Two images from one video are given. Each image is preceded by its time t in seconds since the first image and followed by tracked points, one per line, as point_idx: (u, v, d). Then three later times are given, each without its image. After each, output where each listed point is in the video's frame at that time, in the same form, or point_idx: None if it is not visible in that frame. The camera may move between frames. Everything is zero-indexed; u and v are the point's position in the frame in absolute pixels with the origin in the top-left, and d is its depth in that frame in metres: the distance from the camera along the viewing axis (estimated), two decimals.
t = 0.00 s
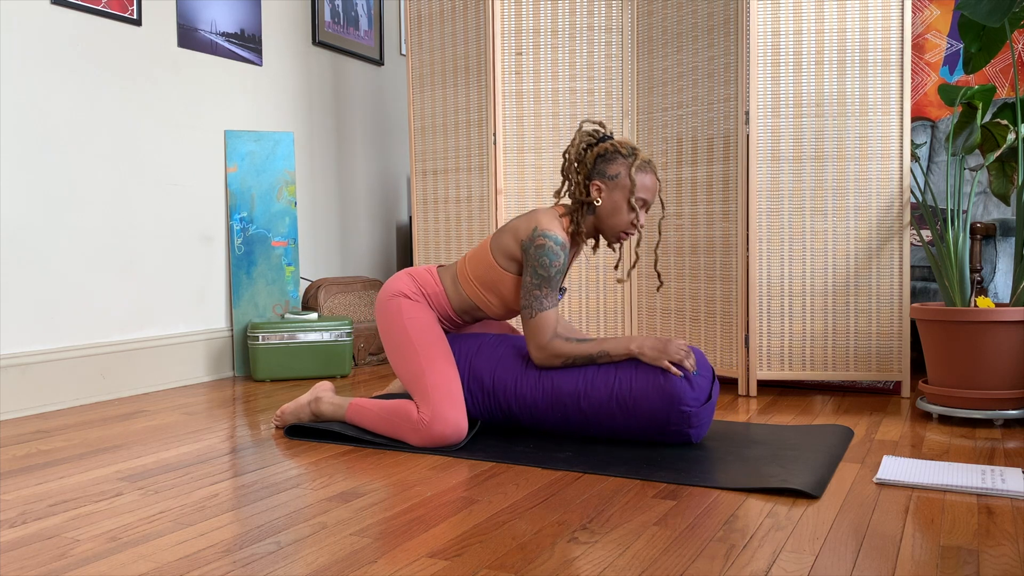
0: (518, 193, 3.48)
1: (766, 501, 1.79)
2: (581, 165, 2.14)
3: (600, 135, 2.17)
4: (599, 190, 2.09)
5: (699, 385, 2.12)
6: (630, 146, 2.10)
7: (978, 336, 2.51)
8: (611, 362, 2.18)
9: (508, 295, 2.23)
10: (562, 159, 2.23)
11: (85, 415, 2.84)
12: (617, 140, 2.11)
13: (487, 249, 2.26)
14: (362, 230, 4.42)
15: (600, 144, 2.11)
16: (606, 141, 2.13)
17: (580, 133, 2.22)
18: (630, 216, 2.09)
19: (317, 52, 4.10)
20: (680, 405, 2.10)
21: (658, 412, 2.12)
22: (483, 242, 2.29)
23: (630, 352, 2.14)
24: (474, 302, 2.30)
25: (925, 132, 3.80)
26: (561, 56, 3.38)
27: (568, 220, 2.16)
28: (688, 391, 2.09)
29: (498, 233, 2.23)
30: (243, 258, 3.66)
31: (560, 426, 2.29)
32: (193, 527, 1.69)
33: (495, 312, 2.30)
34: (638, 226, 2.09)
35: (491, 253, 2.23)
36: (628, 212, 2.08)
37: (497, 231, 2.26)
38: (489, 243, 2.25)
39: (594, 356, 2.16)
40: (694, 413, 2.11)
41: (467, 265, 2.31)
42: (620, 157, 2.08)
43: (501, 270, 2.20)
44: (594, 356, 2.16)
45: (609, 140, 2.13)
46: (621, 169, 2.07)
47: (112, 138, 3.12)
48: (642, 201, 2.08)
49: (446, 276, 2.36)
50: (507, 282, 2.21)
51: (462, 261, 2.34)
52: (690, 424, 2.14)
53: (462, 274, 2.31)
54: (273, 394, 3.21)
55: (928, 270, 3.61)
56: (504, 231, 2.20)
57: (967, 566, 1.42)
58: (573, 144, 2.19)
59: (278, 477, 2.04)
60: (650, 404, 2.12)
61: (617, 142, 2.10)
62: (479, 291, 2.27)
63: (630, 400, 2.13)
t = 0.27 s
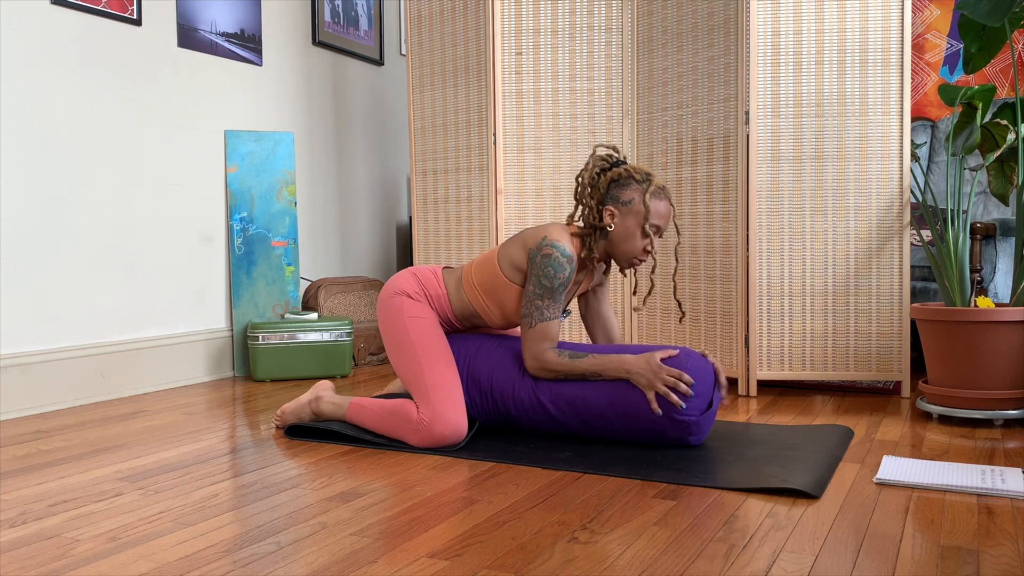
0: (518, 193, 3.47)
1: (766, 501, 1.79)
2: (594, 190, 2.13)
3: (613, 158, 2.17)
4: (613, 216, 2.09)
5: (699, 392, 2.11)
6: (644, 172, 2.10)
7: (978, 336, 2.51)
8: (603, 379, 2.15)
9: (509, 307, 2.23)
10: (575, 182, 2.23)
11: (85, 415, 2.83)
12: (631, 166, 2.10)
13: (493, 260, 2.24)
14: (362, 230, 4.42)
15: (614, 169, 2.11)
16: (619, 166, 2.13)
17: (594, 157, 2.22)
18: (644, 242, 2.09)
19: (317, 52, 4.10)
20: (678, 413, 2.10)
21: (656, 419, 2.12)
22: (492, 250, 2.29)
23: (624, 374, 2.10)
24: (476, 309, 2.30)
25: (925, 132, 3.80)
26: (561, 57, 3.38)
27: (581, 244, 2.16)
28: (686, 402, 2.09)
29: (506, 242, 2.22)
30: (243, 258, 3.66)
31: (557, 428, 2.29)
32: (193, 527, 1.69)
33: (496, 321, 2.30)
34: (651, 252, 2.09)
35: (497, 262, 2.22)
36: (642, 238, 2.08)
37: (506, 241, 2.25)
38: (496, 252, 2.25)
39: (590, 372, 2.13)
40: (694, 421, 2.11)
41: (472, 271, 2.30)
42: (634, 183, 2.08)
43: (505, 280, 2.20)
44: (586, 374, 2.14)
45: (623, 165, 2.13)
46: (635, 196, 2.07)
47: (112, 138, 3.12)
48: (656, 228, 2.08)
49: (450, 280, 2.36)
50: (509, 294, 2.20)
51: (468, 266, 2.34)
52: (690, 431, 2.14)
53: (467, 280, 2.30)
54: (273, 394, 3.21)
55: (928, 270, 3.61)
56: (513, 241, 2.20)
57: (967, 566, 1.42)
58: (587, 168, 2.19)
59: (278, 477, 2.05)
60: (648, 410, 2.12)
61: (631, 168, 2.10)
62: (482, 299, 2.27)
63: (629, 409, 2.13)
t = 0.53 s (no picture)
0: (518, 193, 3.47)
1: (766, 501, 1.79)
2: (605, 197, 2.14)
3: (624, 169, 2.19)
4: (625, 223, 2.09)
5: (689, 383, 2.11)
6: (654, 178, 2.11)
7: (977, 336, 2.51)
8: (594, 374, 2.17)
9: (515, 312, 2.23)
10: (586, 191, 2.24)
11: (85, 416, 2.83)
12: (642, 173, 2.11)
13: (506, 265, 2.23)
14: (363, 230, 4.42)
15: (624, 177, 2.12)
16: (630, 174, 2.14)
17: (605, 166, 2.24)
18: (657, 248, 2.08)
19: (317, 52, 4.10)
20: (669, 409, 2.10)
21: (648, 415, 2.12)
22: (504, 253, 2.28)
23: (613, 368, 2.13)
24: (483, 311, 2.30)
25: (925, 132, 3.81)
26: (561, 57, 3.38)
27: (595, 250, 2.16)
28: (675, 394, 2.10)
29: (519, 246, 2.21)
30: (243, 258, 3.66)
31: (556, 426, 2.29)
32: (193, 527, 1.69)
33: (502, 325, 2.30)
34: (665, 258, 2.08)
35: (507, 266, 2.21)
36: (654, 244, 2.07)
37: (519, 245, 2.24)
38: (508, 256, 2.24)
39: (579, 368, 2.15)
40: (683, 413, 2.11)
41: (483, 273, 2.30)
42: (645, 190, 2.08)
43: (514, 284, 2.19)
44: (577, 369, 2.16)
45: (633, 173, 2.14)
46: (646, 201, 2.07)
47: (112, 137, 3.12)
48: (668, 233, 2.07)
49: (461, 281, 2.36)
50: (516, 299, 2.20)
51: (480, 268, 2.33)
52: (681, 424, 2.13)
53: (478, 282, 2.30)
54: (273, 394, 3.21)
55: (928, 270, 3.61)
56: (525, 246, 2.19)
57: (967, 566, 1.42)
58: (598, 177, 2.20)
59: (278, 477, 2.04)
60: (640, 407, 2.12)
61: (641, 175, 2.11)
62: (490, 302, 2.27)
63: (623, 404, 2.14)
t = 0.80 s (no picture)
0: (518, 193, 3.47)
1: (766, 501, 1.79)
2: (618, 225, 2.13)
3: (635, 196, 2.18)
4: (638, 251, 2.08)
5: (697, 391, 2.12)
6: (666, 207, 2.10)
7: (977, 336, 2.51)
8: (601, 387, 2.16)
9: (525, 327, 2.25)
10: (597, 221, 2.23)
11: (85, 416, 2.83)
12: (653, 201, 2.11)
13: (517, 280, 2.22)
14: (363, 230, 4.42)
15: (636, 206, 2.12)
16: (642, 201, 2.13)
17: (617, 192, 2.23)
18: (671, 276, 2.08)
19: (317, 52, 4.10)
20: (675, 412, 2.11)
21: (652, 418, 2.13)
22: (515, 266, 2.28)
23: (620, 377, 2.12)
24: (489, 320, 2.31)
25: (925, 132, 3.81)
26: (561, 57, 3.37)
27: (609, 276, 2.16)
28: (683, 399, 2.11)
29: (532, 262, 2.21)
30: (243, 258, 3.66)
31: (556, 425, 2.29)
32: (193, 527, 1.69)
33: (505, 334, 2.32)
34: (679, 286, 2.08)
35: (519, 281, 2.21)
36: (668, 272, 2.08)
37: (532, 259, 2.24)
38: (520, 270, 2.24)
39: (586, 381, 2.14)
40: (689, 419, 2.12)
41: (492, 284, 2.30)
42: (658, 218, 2.08)
43: (525, 300, 2.20)
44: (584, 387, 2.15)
45: (646, 200, 2.13)
46: (659, 230, 2.07)
47: (112, 137, 3.12)
48: (681, 262, 2.07)
49: (470, 286, 2.35)
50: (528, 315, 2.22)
51: (490, 276, 2.33)
52: (684, 429, 2.14)
53: (487, 291, 2.30)
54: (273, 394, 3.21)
55: (928, 270, 3.61)
56: (538, 263, 2.19)
57: (967, 566, 1.42)
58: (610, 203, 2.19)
59: (278, 477, 2.05)
60: (646, 410, 2.13)
61: (654, 203, 2.10)
62: (496, 313, 2.28)
63: (628, 407, 2.15)
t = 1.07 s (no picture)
0: (518, 193, 3.47)
1: (766, 501, 1.79)
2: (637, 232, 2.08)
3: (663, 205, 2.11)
4: (646, 266, 2.06)
5: (698, 391, 2.12)
6: (690, 233, 2.06)
7: (977, 336, 2.51)
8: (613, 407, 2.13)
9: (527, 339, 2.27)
10: (619, 211, 2.17)
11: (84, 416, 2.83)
12: (681, 223, 2.06)
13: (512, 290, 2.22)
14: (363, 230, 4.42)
15: (662, 221, 2.05)
16: (668, 216, 2.08)
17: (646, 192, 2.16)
18: (664, 296, 2.10)
19: (318, 52, 4.10)
20: (676, 413, 2.11)
21: (654, 419, 2.14)
22: (508, 279, 2.26)
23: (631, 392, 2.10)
24: (484, 327, 2.32)
25: (925, 132, 3.81)
26: (561, 57, 3.37)
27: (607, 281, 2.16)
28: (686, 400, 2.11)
29: (525, 278, 2.19)
30: (243, 258, 3.66)
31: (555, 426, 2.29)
32: (193, 527, 1.69)
33: (502, 343, 2.34)
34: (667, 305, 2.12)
35: (515, 297, 2.22)
36: (664, 292, 2.09)
37: (525, 273, 2.21)
38: (513, 286, 2.22)
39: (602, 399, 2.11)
40: (690, 419, 2.13)
41: (488, 297, 2.30)
42: (679, 244, 2.04)
43: (523, 315, 2.22)
44: (596, 409, 2.11)
45: (672, 216, 2.08)
46: (676, 255, 2.04)
47: (111, 137, 3.12)
48: (681, 286, 2.08)
49: (465, 292, 2.36)
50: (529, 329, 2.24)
51: (484, 286, 2.32)
52: (685, 429, 2.15)
53: (482, 302, 2.31)
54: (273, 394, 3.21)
55: (928, 270, 3.61)
56: (530, 282, 2.16)
57: (968, 566, 1.42)
58: (640, 202, 2.13)
59: (278, 477, 2.05)
60: (648, 411, 2.14)
61: (680, 225, 2.05)
62: (492, 321, 2.30)
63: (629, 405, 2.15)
